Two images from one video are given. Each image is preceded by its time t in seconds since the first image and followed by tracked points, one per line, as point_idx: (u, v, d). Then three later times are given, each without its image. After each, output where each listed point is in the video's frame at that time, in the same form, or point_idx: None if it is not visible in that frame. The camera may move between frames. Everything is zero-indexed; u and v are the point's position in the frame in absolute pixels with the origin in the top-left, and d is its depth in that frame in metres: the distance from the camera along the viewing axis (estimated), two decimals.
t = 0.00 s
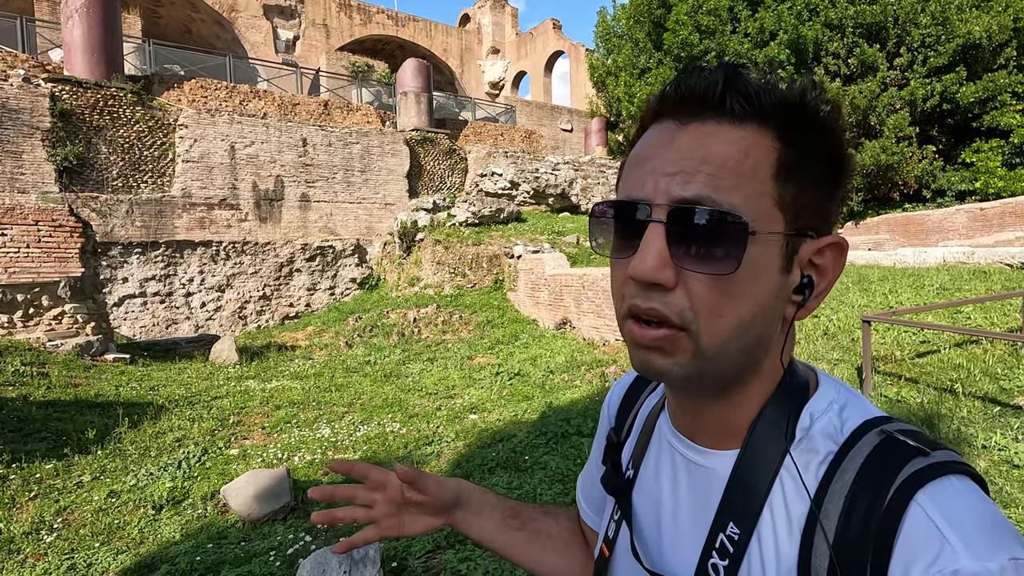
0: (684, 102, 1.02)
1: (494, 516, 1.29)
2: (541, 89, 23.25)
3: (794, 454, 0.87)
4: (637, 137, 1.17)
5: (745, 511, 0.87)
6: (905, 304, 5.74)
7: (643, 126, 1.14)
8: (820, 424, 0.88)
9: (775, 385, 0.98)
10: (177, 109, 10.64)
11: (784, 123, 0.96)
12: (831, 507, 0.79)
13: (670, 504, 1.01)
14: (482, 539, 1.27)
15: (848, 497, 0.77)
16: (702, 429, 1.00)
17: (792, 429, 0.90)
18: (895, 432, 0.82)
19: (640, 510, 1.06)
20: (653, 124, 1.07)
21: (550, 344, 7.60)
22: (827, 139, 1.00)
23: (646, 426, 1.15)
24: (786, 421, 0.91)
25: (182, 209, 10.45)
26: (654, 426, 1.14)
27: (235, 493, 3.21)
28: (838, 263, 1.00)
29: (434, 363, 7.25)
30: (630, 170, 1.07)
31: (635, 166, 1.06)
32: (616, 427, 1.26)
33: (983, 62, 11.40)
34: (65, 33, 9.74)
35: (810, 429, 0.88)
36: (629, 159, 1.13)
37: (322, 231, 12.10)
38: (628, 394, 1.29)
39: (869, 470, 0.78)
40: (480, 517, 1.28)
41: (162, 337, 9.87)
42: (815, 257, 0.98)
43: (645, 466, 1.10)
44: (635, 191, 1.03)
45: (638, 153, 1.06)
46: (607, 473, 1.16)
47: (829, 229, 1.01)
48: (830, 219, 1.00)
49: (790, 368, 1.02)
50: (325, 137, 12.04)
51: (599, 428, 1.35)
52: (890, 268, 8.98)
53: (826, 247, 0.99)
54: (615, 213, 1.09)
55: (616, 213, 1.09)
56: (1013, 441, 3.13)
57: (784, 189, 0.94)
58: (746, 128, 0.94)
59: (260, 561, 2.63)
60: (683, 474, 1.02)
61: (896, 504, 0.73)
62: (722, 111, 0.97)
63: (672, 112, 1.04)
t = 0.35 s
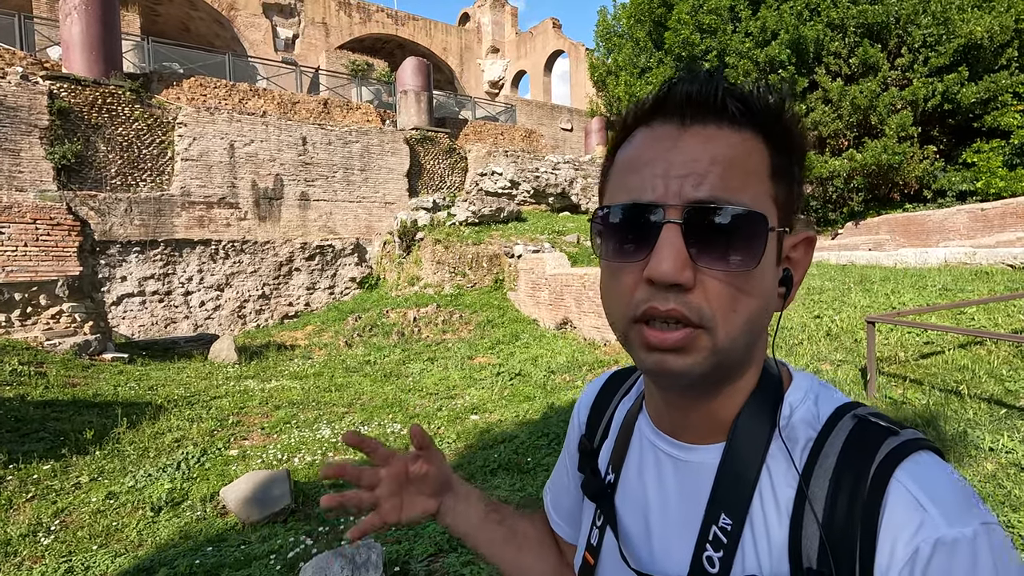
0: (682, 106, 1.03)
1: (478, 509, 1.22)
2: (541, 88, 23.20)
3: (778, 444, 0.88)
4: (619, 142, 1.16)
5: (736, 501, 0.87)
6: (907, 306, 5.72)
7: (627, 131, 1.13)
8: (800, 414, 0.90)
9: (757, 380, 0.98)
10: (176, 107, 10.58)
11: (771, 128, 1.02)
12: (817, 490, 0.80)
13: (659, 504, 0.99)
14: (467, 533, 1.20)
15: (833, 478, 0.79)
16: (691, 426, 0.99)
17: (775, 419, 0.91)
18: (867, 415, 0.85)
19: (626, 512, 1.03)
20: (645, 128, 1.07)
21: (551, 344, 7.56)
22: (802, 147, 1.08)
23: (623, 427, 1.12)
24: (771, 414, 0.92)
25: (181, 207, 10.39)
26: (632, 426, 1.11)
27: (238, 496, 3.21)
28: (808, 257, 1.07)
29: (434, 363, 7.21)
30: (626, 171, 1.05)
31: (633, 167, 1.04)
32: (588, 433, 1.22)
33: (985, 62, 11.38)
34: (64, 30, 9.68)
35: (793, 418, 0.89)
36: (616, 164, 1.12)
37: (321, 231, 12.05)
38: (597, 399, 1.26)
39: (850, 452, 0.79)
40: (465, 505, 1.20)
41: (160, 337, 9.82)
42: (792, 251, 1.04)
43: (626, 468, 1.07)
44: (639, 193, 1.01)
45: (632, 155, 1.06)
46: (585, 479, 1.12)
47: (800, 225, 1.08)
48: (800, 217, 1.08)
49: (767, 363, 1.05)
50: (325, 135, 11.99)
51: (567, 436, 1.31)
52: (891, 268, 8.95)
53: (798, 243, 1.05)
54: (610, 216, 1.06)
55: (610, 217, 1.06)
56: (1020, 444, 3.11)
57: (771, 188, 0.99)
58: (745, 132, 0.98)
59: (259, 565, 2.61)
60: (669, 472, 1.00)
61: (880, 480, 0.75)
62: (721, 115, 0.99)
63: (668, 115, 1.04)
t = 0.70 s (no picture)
0: (660, 125, 0.99)
1: None
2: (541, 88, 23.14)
3: (775, 462, 0.84)
4: (598, 165, 1.11)
5: (734, 527, 0.82)
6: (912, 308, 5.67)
7: (605, 153, 1.09)
8: (795, 432, 0.84)
9: (748, 400, 0.93)
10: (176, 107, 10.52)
11: (748, 146, 0.98)
12: (818, 511, 0.76)
13: (655, 532, 0.94)
14: None
15: (833, 496, 0.75)
16: (683, 447, 0.94)
17: (769, 440, 0.87)
18: (862, 431, 0.81)
19: (621, 541, 0.97)
20: (624, 147, 1.03)
21: (552, 346, 7.51)
22: (781, 163, 1.05)
23: (613, 453, 1.06)
24: (763, 434, 0.87)
25: (181, 207, 10.33)
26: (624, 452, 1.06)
27: (235, 501, 3.15)
28: (793, 272, 1.02)
29: (435, 365, 7.16)
30: (608, 193, 1.01)
31: (615, 187, 0.99)
32: (578, 462, 1.15)
33: (988, 64, 11.34)
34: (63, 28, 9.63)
35: (787, 436, 0.85)
36: (596, 186, 1.07)
37: (321, 231, 11.99)
38: (585, 426, 1.20)
39: (848, 468, 0.75)
40: None
41: (159, 337, 9.77)
42: (774, 268, 0.99)
43: (618, 495, 1.01)
44: (623, 212, 0.96)
45: (612, 176, 1.01)
46: (576, 509, 1.06)
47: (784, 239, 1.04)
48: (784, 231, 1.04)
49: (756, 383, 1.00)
50: (325, 135, 11.94)
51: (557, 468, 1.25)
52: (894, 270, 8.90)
53: (781, 258, 1.00)
54: (595, 235, 1.00)
55: (594, 238, 1.01)
56: None
57: (753, 205, 0.95)
58: (723, 149, 0.95)
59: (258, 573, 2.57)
60: (664, 499, 0.95)
61: (883, 496, 0.70)
62: (699, 133, 0.96)
63: (645, 135, 1.00)
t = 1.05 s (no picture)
0: (698, 123, 0.98)
1: None
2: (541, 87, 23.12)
3: (802, 467, 0.82)
4: (626, 163, 1.10)
5: (759, 530, 0.81)
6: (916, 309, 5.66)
7: (635, 151, 1.07)
8: (823, 438, 0.84)
9: (777, 404, 0.92)
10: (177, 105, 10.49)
11: (783, 147, 0.98)
12: (845, 517, 0.74)
13: (678, 536, 0.92)
14: None
15: (861, 504, 0.73)
16: (711, 449, 0.93)
17: (796, 445, 0.85)
18: (891, 438, 0.79)
19: (641, 543, 0.96)
20: (658, 146, 1.02)
21: (554, 345, 7.50)
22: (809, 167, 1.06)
23: (633, 456, 1.05)
24: (791, 438, 0.86)
25: (181, 205, 10.30)
26: (644, 453, 1.05)
27: (239, 499, 3.18)
28: (819, 274, 1.02)
29: (437, 364, 7.14)
30: (643, 192, 0.99)
31: (650, 187, 0.98)
32: (595, 461, 1.14)
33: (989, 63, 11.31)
34: (64, 26, 9.62)
35: (814, 441, 0.84)
36: (627, 184, 1.06)
37: (322, 230, 11.96)
38: (603, 427, 1.19)
39: (876, 475, 0.74)
40: None
41: (159, 336, 9.75)
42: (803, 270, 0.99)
43: (638, 498, 1.00)
44: (662, 212, 0.94)
45: (646, 174, 1.00)
46: (594, 510, 1.05)
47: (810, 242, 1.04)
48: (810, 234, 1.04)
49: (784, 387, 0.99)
50: (326, 134, 11.90)
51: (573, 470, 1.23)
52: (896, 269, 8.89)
53: (809, 261, 1.00)
54: (632, 235, 0.98)
55: (625, 238, 0.99)
56: None
57: (785, 206, 0.96)
58: (761, 149, 0.95)
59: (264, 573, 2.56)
60: (687, 502, 0.94)
61: (912, 503, 0.69)
62: (739, 133, 0.96)
63: (681, 134, 0.99)
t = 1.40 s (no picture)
0: (681, 117, 0.99)
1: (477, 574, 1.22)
2: (540, 86, 23.11)
3: (783, 451, 0.84)
4: (610, 156, 1.11)
5: (741, 512, 0.82)
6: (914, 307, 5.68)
7: (620, 144, 1.08)
8: (803, 421, 0.85)
9: (760, 390, 0.94)
10: (175, 103, 10.48)
11: (763, 139, 1.00)
12: (824, 497, 0.75)
13: (664, 520, 0.93)
14: None
15: (841, 484, 0.74)
16: (694, 436, 0.94)
17: (777, 431, 0.87)
18: (869, 422, 0.81)
19: (629, 530, 0.97)
20: (643, 140, 1.02)
21: (552, 343, 7.52)
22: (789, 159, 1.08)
23: (622, 445, 1.06)
24: (773, 424, 0.87)
25: (180, 204, 10.28)
26: (631, 442, 1.06)
27: (238, 497, 3.12)
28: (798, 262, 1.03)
29: (436, 362, 7.14)
30: (628, 185, 1.00)
31: (635, 180, 0.99)
32: (585, 451, 1.17)
33: (987, 62, 11.34)
34: (63, 24, 9.61)
35: (795, 425, 0.85)
36: (611, 177, 1.07)
37: (321, 228, 11.96)
38: (593, 418, 1.21)
39: (855, 457, 0.75)
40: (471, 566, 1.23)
41: (158, 335, 9.75)
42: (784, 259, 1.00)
43: (627, 484, 1.01)
44: (649, 206, 0.95)
45: (631, 167, 1.01)
46: (585, 499, 1.06)
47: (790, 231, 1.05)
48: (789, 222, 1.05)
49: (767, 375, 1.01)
50: (326, 132, 11.89)
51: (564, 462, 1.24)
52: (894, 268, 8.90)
53: (790, 252, 1.01)
54: (619, 228, 0.98)
55: (611, 232, 1.00)
56: None
57: (765, 197, 0.97)
58: (742, 142, 0.96)
59: (264, 569, 2.58)
60: (672, 488, 0.95)
61: (888, 483, 0.70)
62: (721, 127, 0.97)
63: (665, 128, 1.00)
